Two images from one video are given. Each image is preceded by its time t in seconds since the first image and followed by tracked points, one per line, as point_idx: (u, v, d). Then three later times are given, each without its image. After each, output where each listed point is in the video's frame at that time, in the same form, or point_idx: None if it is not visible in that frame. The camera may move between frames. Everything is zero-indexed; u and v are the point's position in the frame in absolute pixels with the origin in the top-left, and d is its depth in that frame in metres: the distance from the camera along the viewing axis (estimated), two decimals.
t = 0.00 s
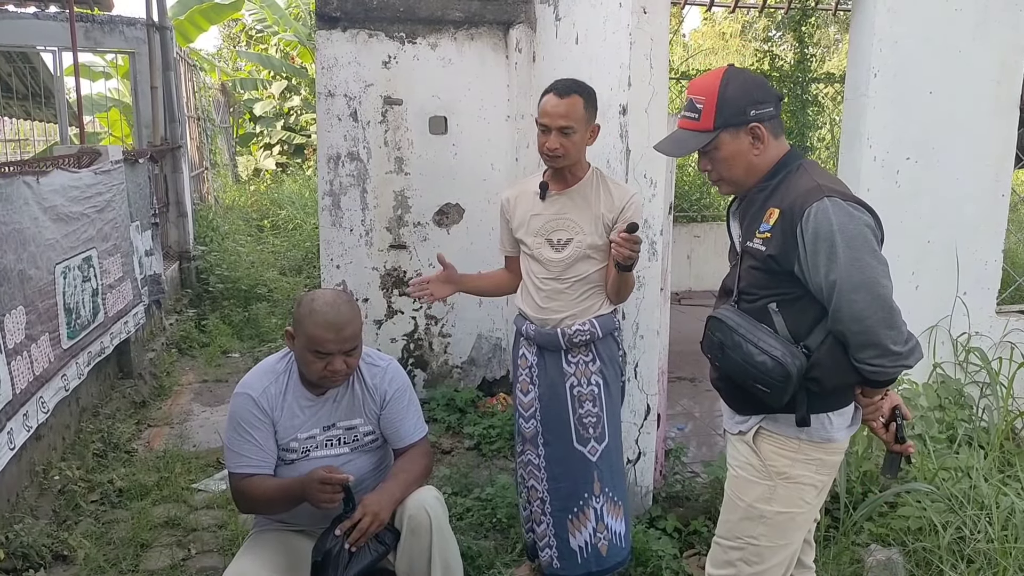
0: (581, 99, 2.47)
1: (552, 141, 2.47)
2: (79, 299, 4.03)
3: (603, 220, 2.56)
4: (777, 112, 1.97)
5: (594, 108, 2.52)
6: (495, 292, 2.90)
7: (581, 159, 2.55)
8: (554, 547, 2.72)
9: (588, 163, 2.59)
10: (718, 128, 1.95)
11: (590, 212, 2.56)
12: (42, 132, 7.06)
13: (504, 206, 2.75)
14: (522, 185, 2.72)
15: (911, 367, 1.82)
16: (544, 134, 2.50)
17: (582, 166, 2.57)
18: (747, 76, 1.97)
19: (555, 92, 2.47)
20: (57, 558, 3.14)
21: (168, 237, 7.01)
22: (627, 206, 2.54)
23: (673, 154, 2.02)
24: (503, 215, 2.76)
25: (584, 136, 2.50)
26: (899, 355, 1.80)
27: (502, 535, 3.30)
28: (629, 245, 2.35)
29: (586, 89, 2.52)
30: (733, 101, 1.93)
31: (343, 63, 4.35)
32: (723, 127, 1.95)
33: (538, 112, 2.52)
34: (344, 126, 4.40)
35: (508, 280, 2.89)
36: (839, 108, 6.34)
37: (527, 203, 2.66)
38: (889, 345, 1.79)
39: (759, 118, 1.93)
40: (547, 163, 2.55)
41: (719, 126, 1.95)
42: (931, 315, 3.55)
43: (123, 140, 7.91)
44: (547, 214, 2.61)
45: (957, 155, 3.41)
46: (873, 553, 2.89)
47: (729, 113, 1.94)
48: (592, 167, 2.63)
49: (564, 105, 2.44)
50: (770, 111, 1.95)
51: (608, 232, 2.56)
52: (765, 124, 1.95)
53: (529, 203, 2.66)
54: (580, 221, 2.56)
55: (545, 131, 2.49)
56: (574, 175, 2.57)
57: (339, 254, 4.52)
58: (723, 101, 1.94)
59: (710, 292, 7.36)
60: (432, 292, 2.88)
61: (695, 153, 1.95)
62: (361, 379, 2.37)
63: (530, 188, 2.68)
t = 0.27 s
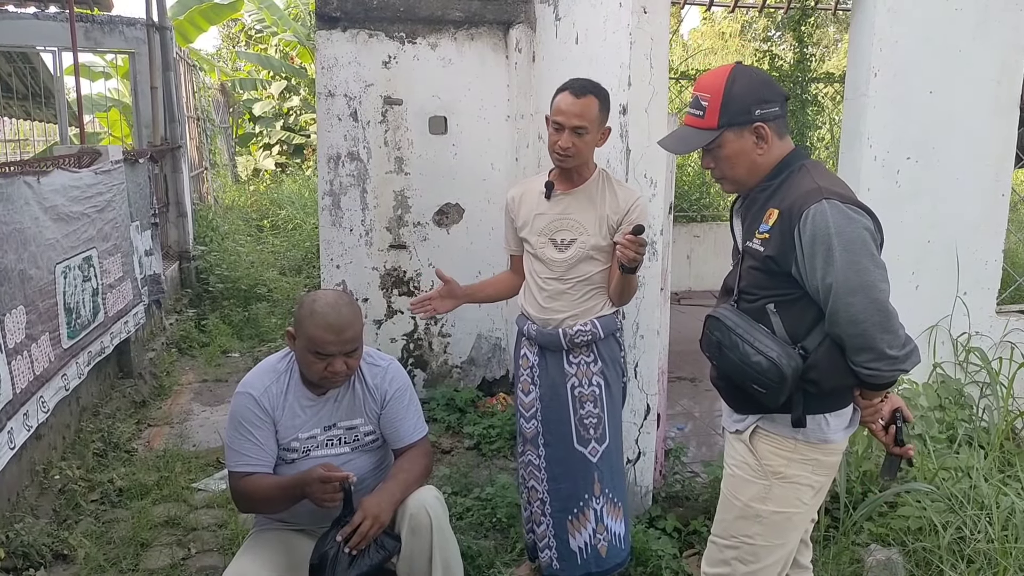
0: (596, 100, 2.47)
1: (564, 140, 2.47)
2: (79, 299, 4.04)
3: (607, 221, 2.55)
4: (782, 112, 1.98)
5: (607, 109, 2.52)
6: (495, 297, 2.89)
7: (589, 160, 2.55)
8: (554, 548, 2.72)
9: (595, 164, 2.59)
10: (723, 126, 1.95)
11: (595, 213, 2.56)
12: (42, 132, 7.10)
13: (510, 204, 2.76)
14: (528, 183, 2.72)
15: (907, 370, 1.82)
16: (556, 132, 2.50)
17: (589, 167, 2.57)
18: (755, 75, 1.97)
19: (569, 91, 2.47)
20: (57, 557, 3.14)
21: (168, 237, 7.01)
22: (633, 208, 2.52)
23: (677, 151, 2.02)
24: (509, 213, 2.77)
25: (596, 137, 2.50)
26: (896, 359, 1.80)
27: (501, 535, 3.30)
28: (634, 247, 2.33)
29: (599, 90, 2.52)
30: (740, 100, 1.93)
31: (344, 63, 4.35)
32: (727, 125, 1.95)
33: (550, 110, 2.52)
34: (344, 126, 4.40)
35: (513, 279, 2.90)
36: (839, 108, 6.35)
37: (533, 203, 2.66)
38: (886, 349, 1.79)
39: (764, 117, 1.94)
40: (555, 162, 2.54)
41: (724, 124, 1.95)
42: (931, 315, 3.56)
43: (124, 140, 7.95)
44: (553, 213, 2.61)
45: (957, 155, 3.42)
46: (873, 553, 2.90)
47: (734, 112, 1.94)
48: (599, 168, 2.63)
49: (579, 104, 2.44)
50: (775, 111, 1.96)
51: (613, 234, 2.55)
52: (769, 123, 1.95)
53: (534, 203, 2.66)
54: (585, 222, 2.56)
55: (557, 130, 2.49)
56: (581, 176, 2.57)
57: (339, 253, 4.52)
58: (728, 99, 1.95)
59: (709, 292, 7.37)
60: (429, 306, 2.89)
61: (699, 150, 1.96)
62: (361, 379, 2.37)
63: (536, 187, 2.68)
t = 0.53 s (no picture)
0: (602, 100, 2.46)
1: (570, 140, 2.47)
2: (79, 299, 4.04)
3: (610, 221, 2.55)
4: (786, 112, 1.97)
5: (613, 108, 2.51)
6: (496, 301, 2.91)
7: (593, 160, 2.55)
8: (556, 548, 2.72)
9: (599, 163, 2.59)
10: (725, 125, 1.95)
11: (598, 213, 2.56)
12: (42, 132, 7.15)
13: (513, 203, 2.76)
14: (531, 182, 2.72)
15: (901, 373, 1.83)
16: (560, 132, 2.49)
17: (592, 167, 2.57)
18: (759, 74, 1.97)
19: (575, 90, 2.46)
20: (58, 557, 3.15)
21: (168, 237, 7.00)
22: (636, 208, 2.52)
23: (680, 149, 2.03)
24: (512, 211, 2.77)
25: (601, 137, 2.50)
26: (890, 361, 1.81)
27: (500, 534, 3.31)
28: (638, 247, 2.32)
29: (606, 89, 2.50)
30: (743, 99, 1.93)
31: (343, 63, 4.35)
32: (729, 124, 1.95)
33: (555, 109, 2.51)
34: (344, 126, 4.40)
35: (517, 280, 2.91)
36: (838, 108, 6.35)
37: (535, 203, 2.67)
38: (878, 351, 1.80)
39: (766, 117, 1.93)
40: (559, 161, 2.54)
41: (726, 123, 1.95)
42: (931, 315, 3.56)
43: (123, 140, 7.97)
44: (555, 212, 2.61)
45: (957, 154, 3.42)
46: (873, 553, 2.91)
47: (736, 111, 1.94)
48: (603, 168, 2.63)
49: (585, 104, 2.43)
50: (778, 110, 1.95)
51: (615, 234, 2.55)
52: (772, 123, 1.95)
53: (537, 202, 2.67)
54: (587, 222, 2.56)
55: (561, 128, 2.49)
56: (584, 176, 2.58)
57: (338, 253, 4.53)
58: (731, 98, 1.94)
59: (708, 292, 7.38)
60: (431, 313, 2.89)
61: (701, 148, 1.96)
62: (361, 379, 2.37)
63: (539, 187, 2.69)
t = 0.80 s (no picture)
0: (602, 100, 2.46)
1: (571, 140, 2.47)
2: (79, 299, 4.04)
3: (611, 221, 2.55)
4: (790, 110, 1.97)
5: (614, 108, 2.51)
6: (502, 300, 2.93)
7: (595, 159, 2.55)
8: (558, 549, 2.73)
9: (600, 163, 2.60)
10: (729, 122, 1.96)
11: (599, 213, 2.57)
12: (42, 132, 7.20)
13: (514, 202, 2.76)
14: (533, 182, 2.73)
15: (898, 373, 1.83)
16: (562, 131, 2.50)
17: (594, 167, 2.57)
18: (764, 71, 1.97)
19: (576, 90, 2.46)
20: (58, 556, 3.15)
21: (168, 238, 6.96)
22: (637, 208, 2.52)
23: (684, 145, 2.03)
24: (513, 210, 2.78)
25: (602, 137, 2.50)
26: (887, 361, 1.81)
27: (500, 534, 3.32)
28: (639, 246, 2.33)
29: (606, 89, 2.51)
30: (748, 96, 1.93)
31: (343, 63, 4.36)
32: (733, 121, 1.95)
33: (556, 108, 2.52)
34: (344, 126, 4.41)
35: (518, 282, 2.93)
36: (838, 107, 6.36)
37: (537, 202, 2.67)
38: (875, 351, 1.80)
39: (771, 114, 1.93)
40: (561, 161, 2.55)
41: (730, 120, 1.96)
42: (931, 315, 3.57)
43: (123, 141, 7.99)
44: (557, 212, 2.61)
45: (957, 154, 3.43)
46: (872, 552, 2.91)
47: (741, 108, 1.94)
48: (605, 168, 2.63)
49: (585, 104, 2.44)
50: (783, 108, 1.95)
51: (615, 233, 2.55)
52: (776, 121, 1.95)
53: (538, 202, 2.67)
54: (588, 221, 2.56)
55: (562, 128, 2.49)
56: (585, 176, 2.58)
57: (338, 253, 4.53)
58: (735, 96, 1.95)
59: (708, 292, 7.38)
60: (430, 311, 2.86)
61: (704, 145, 1.96)
62: (361, 379, 2.38)
63: (541, 187, 2.69)
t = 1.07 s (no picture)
0: (603, 100, 2.46)
1: (574, 140, 2.47)
2: (79, 299, 4.05)
3: (613, 222, 2.55)
4: (798, 111, 1.98)
5: (614, 109, 2.52)
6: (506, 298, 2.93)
7: (595, 160, 2.55)
8: (559, 549, 2.74)
9: (601, 164, 2.60)
10: (738, 121, 1.96)
11: (600, 213, 2.57)
12: (42, 132, 7.21)
13: (515, 202, 2.77)
14: (534, 182, 2.73)
15: (905, 374, 1.83)
16: (562, 132, 2.50)
17: (594, 167, 2.57)
18: (771, 70, 1.97)
19: (576, 91, 2.46)
20: (59, 555, 3.16)
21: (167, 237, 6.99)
22: (639, 208, 2.53)
23: (691, 143, 2.03)
24: (514, 210, 2.78)
25: (602, 137, 2.50)
26: (893, 361, 1.82)
27: (500, 533, 3.32)
28: (640, 245, 2.34)
29: (606, 89, 2.51)
30: (756, 96, 1.93)
31: (343, 63, 4.36)
32: (742, 120, 1.96)
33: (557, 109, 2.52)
34: (343, 126, 4.41)
35: (518, 281, 2.93)
36: (837, 107, 6.36)
37: (538, 202, 2.67)
38: (882, 351, 1.80)
39: (780, 114, 1.94)
40: (561, 161, 2.55)
41: (739, 119, 1.95)
42: (930, 315, 3.57)
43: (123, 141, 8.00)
44: (558, 212, 2.62)
45: (956, 154, 3.44)
46: (872, 552, 2.91)
47: (750, 108, 1.94)
48: (605, 169, 2.63)
49: (586, 104, 2.44)
50: (791, 109, 1.96)
51: (617, 234, 2.55)
52: (785, 121, 1.95)
53: (539, 202, 2.67)
54: (589, 222, 2.57)
55: (563, 129, 2.50)
56: (586, 176, 2.58)
57: (338, 253, 4.54)
58: (744, 95, 1.95)
59: (707, 291, 7.39)
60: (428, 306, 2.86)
61: (710, 143, 1.97)
62: (361, 379, 2.38)
63: (542, 187, 2.70)
